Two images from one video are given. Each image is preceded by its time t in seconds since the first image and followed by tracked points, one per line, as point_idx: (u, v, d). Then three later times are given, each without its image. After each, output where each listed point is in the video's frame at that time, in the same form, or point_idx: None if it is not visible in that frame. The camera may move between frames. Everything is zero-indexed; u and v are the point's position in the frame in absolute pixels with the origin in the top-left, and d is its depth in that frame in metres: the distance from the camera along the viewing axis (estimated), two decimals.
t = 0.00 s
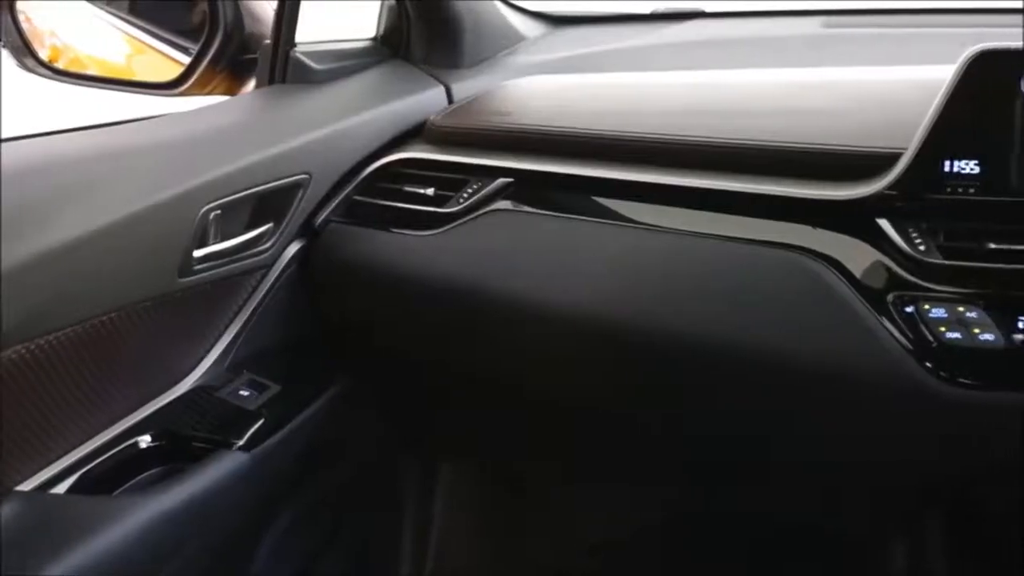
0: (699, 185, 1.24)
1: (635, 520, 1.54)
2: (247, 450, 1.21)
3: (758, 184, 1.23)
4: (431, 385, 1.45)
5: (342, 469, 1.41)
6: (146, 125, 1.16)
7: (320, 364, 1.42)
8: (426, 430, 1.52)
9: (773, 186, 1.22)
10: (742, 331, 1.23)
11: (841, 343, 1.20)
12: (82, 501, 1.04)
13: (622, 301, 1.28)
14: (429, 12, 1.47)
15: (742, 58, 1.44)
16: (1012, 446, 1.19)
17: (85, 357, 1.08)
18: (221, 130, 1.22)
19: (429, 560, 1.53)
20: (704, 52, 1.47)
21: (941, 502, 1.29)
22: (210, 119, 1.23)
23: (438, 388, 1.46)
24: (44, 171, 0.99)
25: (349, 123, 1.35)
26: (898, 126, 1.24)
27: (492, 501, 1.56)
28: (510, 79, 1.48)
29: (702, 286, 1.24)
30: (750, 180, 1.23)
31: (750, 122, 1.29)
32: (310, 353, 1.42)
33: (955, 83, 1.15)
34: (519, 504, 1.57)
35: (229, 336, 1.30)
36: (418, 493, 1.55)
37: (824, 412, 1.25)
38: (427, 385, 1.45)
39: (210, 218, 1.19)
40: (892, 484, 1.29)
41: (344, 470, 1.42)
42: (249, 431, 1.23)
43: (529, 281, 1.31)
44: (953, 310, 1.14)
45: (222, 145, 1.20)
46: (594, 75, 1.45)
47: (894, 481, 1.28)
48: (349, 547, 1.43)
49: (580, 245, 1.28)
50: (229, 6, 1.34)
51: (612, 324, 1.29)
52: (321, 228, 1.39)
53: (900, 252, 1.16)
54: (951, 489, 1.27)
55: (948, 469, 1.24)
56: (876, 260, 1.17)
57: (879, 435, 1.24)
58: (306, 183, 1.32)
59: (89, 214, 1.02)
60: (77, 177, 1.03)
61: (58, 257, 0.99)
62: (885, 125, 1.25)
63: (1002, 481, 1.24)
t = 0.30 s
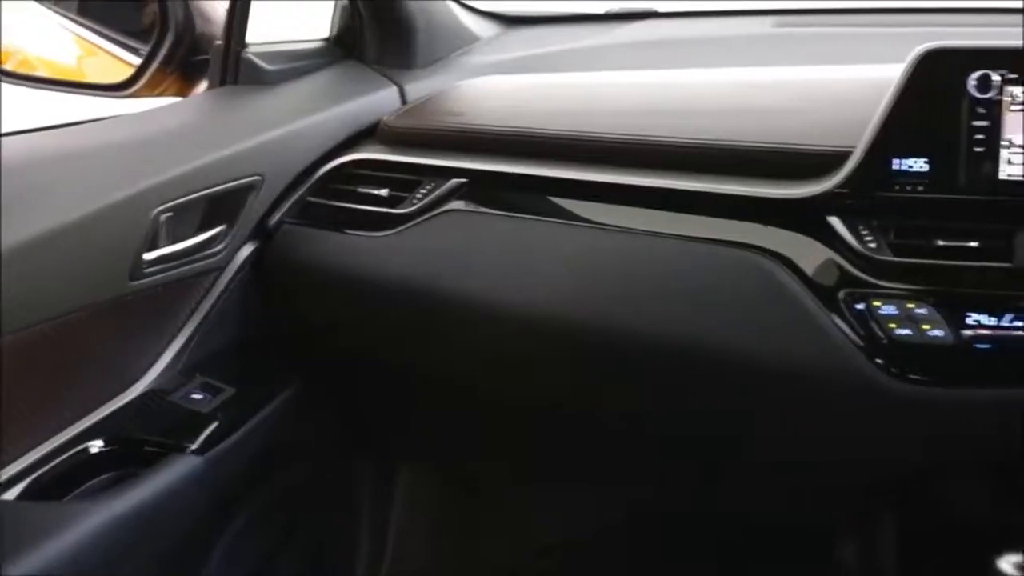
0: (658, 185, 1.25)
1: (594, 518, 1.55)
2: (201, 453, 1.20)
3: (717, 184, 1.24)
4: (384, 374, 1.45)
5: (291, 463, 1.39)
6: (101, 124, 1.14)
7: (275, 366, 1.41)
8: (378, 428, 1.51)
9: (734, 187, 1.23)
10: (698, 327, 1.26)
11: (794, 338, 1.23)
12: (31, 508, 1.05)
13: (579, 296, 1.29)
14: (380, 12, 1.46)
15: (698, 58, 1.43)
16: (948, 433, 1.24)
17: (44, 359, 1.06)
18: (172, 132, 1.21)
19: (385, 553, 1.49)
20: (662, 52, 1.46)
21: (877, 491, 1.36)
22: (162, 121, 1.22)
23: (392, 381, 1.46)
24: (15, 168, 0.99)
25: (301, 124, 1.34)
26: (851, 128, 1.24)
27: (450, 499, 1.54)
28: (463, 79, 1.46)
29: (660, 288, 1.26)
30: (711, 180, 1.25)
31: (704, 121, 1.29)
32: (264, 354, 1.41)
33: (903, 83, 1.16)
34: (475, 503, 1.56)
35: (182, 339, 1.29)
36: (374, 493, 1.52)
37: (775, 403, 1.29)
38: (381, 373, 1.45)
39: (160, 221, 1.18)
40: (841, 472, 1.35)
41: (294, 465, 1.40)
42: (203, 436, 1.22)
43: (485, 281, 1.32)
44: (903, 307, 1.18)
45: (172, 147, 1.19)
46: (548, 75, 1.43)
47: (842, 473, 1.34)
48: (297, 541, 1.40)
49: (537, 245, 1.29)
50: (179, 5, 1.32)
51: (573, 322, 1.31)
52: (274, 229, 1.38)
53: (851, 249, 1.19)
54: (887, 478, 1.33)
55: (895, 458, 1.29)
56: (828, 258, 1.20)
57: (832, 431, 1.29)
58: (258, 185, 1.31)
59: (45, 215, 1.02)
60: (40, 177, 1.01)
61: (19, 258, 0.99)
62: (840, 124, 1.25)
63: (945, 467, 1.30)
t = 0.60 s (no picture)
0: (603, 185, 1.26)
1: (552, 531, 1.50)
2: (146, 457, 1.21)
3: (670, 184, 1.25)
4: (330, 373, 1.46)
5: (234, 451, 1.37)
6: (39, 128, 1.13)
7: (223, 367, 1.42)
8: (323, 429, 1.51)
9: (689, 187, 1.24)
10: (639, 327, 1.30)
11: (738, 335, 1.26)
12: None
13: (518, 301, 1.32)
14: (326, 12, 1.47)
15: (650, 57, 1.42)
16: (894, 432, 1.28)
17: None
18: (112, 135, 1.18)
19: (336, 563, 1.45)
20: (613, 52, 1.46)
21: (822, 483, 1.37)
22: (103, 122, 1.19)
23: (342, 381, 1.47)
24: None
25: (247, 126, 1.32)
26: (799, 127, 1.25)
27: (404, 503, 1.52)
28: (408, 80, 1.45)
29: (600, 285, 1.29)
30: (660, 181, 1.25)
31: (652, 121, 1.29)
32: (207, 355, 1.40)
33: (844, 83, 1.17)
34: (418, 502, 1.53)
35: (125, 346, 1.27)
36: (321, 494, 1.49)
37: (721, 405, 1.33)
38: (328, 372, 1.46)
39: (104, 224, 1.16)
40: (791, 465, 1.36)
41: (240, 457, 1.38)
42: (149, 439, 1.23)
43: (431, 280, 1.34)
44: (847, 303, 1.20)
45: (113, 151, 1.17)
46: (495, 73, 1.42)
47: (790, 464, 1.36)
48: (245, 530, 1.37)
49: (477, 245, 1.31)
50: (122, 7, 1.32)
51: (514, 319, 1.34)
52: (220, 232, 1.35)
53: (797, 248, 1.21)
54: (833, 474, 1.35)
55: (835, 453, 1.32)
56: (775, 257, 1.22)
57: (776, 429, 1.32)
58: (204, 187, 1.29)
59: None
60: None
61: None
62: (783, 124, 1.26)
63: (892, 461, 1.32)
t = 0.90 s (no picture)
0: (539, 185, 1.26)
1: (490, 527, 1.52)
2: (79, 465, 1.19)
3: (613, 184, 1.25)
4: (269, 375, 1.45)
5: (170, 454, 1.36)
6: None
7: (158, 368, 1.41)
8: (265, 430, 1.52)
9: (633, 187, 1.24)
10: (579, 325, 1.29)
11: (674, 332, 1.27)
12: None
13: (453, 300, 1.31)
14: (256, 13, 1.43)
15: (588, 58, 1.42)
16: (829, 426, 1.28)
17: None
18: (44, 138, 1.22)
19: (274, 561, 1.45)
20: (549, 53, 1.44)
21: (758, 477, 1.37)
22: (35, 126, 1.23)
23: (278, 381, 1.46)
24: None
25: (177, 128, 1.32)
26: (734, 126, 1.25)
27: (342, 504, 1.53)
28: (343, 81, 1.42)
29: (530, 281, 1.29)
30: (600, 180, 1.26)
31: (588, 121, 1.29)
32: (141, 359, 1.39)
33: (774, 84, 1.18)
34: (361, 501, 1.54)
35: (56, 353, 1.26)
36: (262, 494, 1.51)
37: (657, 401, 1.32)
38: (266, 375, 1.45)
39: (34, 228, 1.18)
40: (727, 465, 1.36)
41: (174, 461, 1.37)
42: (80, 446, 1.21)
43: (368, 283, 1.33)
44: (780, 300, 1.21)
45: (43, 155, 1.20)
46: (433, 75, 1.40)
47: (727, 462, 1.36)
48: (180, 533, 1.36)
49: (411, 245, 1.30)
50: (49, 7, 1.30)
51: (448, 318, 1.32)
52: (153, 236, 1.35)
53: (729, 245, 1.22)
54: (770, 468, 1.35)
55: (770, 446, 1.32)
56: (709, 255, 1.23)
57: (714, 428, 1.33)
58: (135, 192, 1.30)
59: None
60: None
61: None
62: (718, 122, 1.26)
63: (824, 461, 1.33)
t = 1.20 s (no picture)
0: (462, 185, 1.26)
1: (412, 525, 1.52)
2: None
3: (543, 184, 1.26)
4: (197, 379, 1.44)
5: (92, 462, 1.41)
6: None
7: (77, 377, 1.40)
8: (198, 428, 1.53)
9: (562, 187, 1.25)
10: (507, 326, 1.29)
11: (600, 332, 1.27)
12: None
13: (381, 301, 1.31)
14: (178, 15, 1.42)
15: (519, 57, 1.40)
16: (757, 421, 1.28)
17: None
18: None
19: (203, 565, 1.49)
20: (476, 52, 1.43)
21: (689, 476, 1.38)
22: None
23: (203, 384, 1.45)
24: None
25: (98, 131, 1.32)
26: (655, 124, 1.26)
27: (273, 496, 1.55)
28: (269, 82, 1.40)
29: (457, 281, 1.29)
30: (523, 180, 1.26)
31: (511, 121, 1.29)
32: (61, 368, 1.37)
33: (696, 84, 1.19)
34: (287, 501, 1.54)
35: None
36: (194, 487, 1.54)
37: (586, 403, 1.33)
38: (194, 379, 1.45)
39: None
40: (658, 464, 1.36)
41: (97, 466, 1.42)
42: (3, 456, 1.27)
43: (294, 286, 1.32)
44: (705, 297, 1.22)
45: None
46: (376, 77, 1.38)
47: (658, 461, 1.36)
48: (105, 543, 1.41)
49: (338, 247, 1.30)
50: None
51: (375, 320, 1.32)
52: (74, 240, 1.33)
53: (654, 243, 1.23)
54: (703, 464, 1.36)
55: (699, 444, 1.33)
56: (635, 254, 1.24)
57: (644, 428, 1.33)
58: (56, 195, 1.29)
59: None
60: None
61: None
62: (636, 121, 1.26)
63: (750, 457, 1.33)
